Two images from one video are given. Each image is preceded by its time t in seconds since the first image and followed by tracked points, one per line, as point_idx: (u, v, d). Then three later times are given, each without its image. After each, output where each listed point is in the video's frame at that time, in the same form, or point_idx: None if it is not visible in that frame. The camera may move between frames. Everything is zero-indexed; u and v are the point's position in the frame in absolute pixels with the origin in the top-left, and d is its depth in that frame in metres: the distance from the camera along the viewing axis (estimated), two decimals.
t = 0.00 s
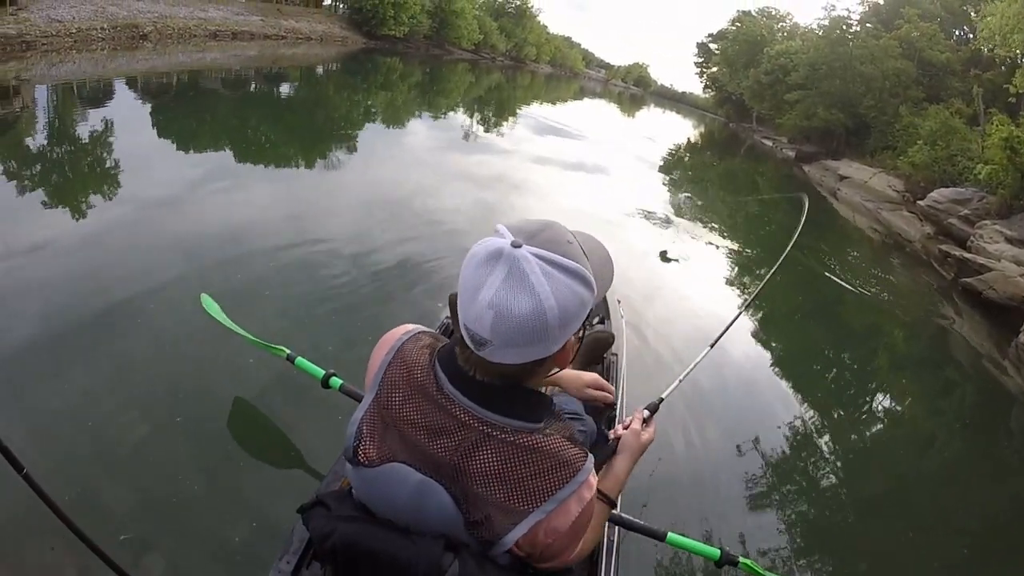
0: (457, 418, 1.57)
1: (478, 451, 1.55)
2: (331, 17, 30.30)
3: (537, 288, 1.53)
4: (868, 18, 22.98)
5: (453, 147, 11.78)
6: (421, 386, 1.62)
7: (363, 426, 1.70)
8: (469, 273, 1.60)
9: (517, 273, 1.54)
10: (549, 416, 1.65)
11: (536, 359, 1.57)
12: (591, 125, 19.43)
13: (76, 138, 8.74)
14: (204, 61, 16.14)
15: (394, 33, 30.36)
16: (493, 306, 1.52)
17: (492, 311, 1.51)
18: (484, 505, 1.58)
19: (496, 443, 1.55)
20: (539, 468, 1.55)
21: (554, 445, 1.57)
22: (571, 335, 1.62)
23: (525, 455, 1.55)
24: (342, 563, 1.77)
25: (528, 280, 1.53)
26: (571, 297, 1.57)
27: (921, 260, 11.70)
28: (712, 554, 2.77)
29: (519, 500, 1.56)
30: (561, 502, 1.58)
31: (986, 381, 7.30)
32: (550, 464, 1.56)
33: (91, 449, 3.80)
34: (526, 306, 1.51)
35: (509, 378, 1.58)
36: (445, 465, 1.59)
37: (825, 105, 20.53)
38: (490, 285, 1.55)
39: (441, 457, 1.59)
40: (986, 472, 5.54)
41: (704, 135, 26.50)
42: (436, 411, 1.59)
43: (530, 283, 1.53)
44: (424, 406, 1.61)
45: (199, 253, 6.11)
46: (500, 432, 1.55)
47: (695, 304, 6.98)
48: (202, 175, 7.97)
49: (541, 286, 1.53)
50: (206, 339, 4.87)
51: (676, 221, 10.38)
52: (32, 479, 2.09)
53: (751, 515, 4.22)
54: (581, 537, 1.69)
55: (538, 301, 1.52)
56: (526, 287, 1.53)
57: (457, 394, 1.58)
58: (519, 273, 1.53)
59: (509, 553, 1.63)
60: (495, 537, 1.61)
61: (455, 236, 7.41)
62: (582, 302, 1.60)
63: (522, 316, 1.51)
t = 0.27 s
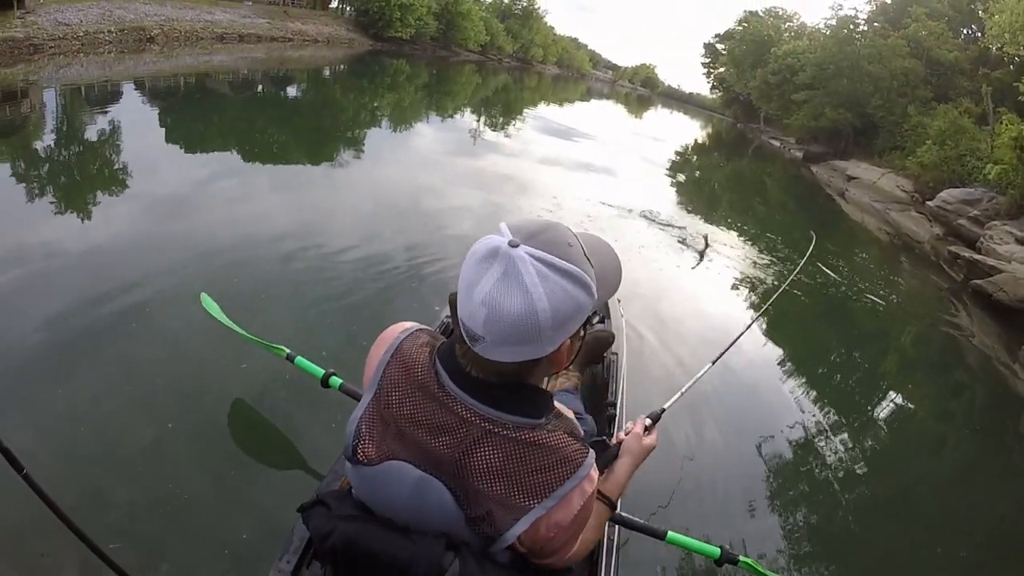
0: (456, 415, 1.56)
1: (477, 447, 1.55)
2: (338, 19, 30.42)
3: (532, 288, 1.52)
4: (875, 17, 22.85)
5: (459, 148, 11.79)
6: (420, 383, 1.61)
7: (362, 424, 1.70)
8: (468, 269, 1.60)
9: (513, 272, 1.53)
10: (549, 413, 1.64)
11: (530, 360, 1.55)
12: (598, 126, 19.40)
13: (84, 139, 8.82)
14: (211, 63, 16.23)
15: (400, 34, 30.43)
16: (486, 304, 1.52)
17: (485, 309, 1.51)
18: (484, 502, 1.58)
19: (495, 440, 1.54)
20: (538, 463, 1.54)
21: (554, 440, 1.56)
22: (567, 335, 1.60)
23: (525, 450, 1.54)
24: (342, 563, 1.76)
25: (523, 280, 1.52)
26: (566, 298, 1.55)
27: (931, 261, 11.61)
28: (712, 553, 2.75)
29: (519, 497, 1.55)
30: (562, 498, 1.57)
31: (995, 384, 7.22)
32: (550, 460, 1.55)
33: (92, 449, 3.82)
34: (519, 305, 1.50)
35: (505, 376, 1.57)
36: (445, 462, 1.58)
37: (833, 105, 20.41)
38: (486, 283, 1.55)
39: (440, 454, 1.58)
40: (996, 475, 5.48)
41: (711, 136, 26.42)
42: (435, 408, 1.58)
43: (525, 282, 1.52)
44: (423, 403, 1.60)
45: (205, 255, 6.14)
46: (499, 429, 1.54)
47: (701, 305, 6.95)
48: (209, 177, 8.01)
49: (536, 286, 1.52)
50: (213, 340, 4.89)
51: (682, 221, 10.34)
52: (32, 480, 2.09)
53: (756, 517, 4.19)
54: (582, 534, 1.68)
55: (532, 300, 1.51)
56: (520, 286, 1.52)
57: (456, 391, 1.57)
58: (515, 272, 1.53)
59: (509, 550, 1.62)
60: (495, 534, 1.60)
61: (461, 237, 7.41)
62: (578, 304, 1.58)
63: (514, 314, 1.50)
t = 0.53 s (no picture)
0: (454, 408, 1.55)
1: (475, 442, 1.54)
2: (346, 19, 30.50)
3: (531, 284, 1.51)
4: (884, 23, 22.75)
5: (465, 149, 11.80)
6: (419, 376, 1.61)
7: (363, 418, 1.70)
8: (473, 260, 1.60)
9: (516, 267, 1.52)
10: (547, 408, 1.63)
11: (528, 356, 1.54)
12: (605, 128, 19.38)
13: (92, 135, 8.86)
14: (219, 61, 16.29)
15: (408, 34, 30.47)
16: (486, 295, 1.52)
17: (485, 301, 1.51)
18: (481, 497, 1.57)
19: (492, 434, 1.53)
20: (535, 457, 1.53)
21: (551, 434, 1.55)
22: (567, 336, 1.58)
23: (522, 443, 1.53)
24: (342, 562, 1.76)
25: (524, 275, 1.51)
26: (567, 297, 1.53)
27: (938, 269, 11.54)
28: (712, 553, 2.74)
29: (515, 492, 1.54)
30: (558, 493, 1.55)
31: (1001, 395, 7.18)
32: (546, 454, 1.53)
33: (92, 448, 3.81)
34: (518, 300, 1.49)
35: (503, 371, 1.55)
36: (442, 456, 1.57)
37: (841, 111, 20.33)
38: (489, 275, 1.55)
39: (439, 448, 1.57)
40: (1002, 487, 5.43)
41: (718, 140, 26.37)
42: (433, 401, 1.57)
43: (526, 278, 1.51)
44: (421, 396, 1.59)
45: (211, 252, 6.16)
46: (496, 423, 1.53)
47: (706, 309, 6.93)
48: (216, 175, 8.03)
49: (536, 282, 1.51)
50: (218, 338, 4.90)
51: (688, 225, 10.31)
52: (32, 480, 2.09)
53: (757, 524, 4.17)
54: (580, 531, 1.66)
55: (531, 296, 1.50)
56: (521, 282, 1.51)
57: (453, 384, 1.56)
58: (517, 267, 1.52)
59: (506, 545, 1.61)
60: (492, 529, 1.59)
61: (466, 237, 7.41)
62: (579, 305, 1.56)
63: (512, 309, 1.49)
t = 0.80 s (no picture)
0: (452, 410, 1.54)
1: (474, 444, 1.53)
2: (355, 18, 30.60)
3: (527, 285, 1.50)
4: (894, 28, 22.63)
5: (472, 149, 11.80)
6: (417, 379, 1.60)
7: (361, 421, 1.68)
8: (470, 261, 1.60)
9: (511, 268, 1.52)
10: (546, 410, 1.62)
11: (524, 359, 1.52)
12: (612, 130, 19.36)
13: (100, 131, 8.91)
14: (227, 58, 16.36)
15: (417, 34, 30.53)
16: (482, 297, 1.51)
17: (481, 301, 1.51)
18: (481, 499, 1.56)
19: (492, 437, 1.52)
20: (534, 460, 1.52)
21: (551, 436, 1.54)
22: (565, 338, 1.57)
23: (521, 445, 1.52)
24: (342, 563, 1.75)
25: (520, 277, 1.50)
26: (563, 299, 1.52)
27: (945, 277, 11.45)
28: (711, 551, 2.71)
29: (516, 494, 1.54)
30: (558, 495, 1.55)
31: (1007, 405, 7.11)
32: (546, 456, 1.53)
33: (92, 446, 3.79)
34: (514, 301, 1.48)
35: (500, 372, 1.54)
36: (441, 458, 1.57)
37: (849, 116, 20.23)
38: (485, 276, 1.54)
39: (438, 451, 1.57)
40: (1008, 499, 5.37)
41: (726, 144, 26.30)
42: (431, 403, 1.56)
43: (522, 279, 1.50)
44: (420, 399, 1.58)
45: (216, 249, 6.17)
46: (495, 425, 1.52)
47: (711, 313, 6.91)
48: (224, 172, 8.05)
49: (532, 283, 1.50)
50: (222, 334, 4.91)
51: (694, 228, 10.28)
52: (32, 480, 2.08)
53: (759, 531, 4.15)
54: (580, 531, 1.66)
55: (527, 297, 1.49)
56: (517, 283, 1.51)
57: (451, 386, 1.55)
58: (513, 269, 1.51)
59: (506, 547, 1.60)
60: (493, 531, 1.59)
61: (470, 237, 7.40)
62: (576, 308, 1.55)
63: (508, 310, 1.48)
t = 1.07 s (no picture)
0: (451, 411, 1.53)
1: (473, 445, 1.52)
2: (365, 18, 30.72)
3: (524, 284, 1.49)
4: (905, 33, 22.49)
5: (479, 150, 11.82)
6: (416, 380, 1.59)
7: (361, 421, 1.67)
8: (469, 260, 1.59)
9: (510, 268, 1.51)
10: (545, 411, 1.61)
11: (522, 359, 1.51)
12: (620, 133, 19.34)
13: (110, 127, 8.97)
14: (238, 56, 16.45)
15: (426, 34, 30.62)
16: (480, 296, 1.51)
17: (479, 300, 1.50)
18: (480, 500, 1.55)
19: (491, 437, 1.51)
20: (534, 460, 1.51)
21: (551, 437, 1.53)
22: (563, 339, 1.55)
23: (521, 446, 1.51)
24: (342, 563, 1.75)
25: (518, 277, 1.50)
26: (561, 300, 1.51)
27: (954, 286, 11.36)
28: (711, 552, 2.69)
29: (515, 494, 1.53)
30: (558, 495, 1.54)
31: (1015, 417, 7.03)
32: (545, 457, 1.52)
33: (93, 445, 3.78)
34: (511, 301, 1.48)
35: (498, 371, 1.52)
36: (441, 458, 1.56)
37: (859, 121, 20.12)
38: (483, 275, 1.54)
39: (437, 451, 1.56)
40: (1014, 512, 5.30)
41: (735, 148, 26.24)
42: (430, 403, 1.55)
43: (519, 279, 1.50)
44: (419, 399, 1.57)
45: (223, 246, 6.19)
46: (494, 426, 1.51)
47: (716, 318, 6.89)
48: (232, 170, 8.09)
49: (529, 283, 1.49)
50: (227, 331, 4.92)
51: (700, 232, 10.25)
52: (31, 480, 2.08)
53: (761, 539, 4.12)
54: (580, 532, 1.65)
55: (523, 297, 1.48)
56: (514, 282, 1.50)
57: (450, 386, 1.54)
58: (511, 269, 1.51)
59: (506, 548, 1.60)
60: (492, 532, 1.58)
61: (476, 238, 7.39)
62: (575, 309, 1.54)
63: (505, 309, 1.47)
